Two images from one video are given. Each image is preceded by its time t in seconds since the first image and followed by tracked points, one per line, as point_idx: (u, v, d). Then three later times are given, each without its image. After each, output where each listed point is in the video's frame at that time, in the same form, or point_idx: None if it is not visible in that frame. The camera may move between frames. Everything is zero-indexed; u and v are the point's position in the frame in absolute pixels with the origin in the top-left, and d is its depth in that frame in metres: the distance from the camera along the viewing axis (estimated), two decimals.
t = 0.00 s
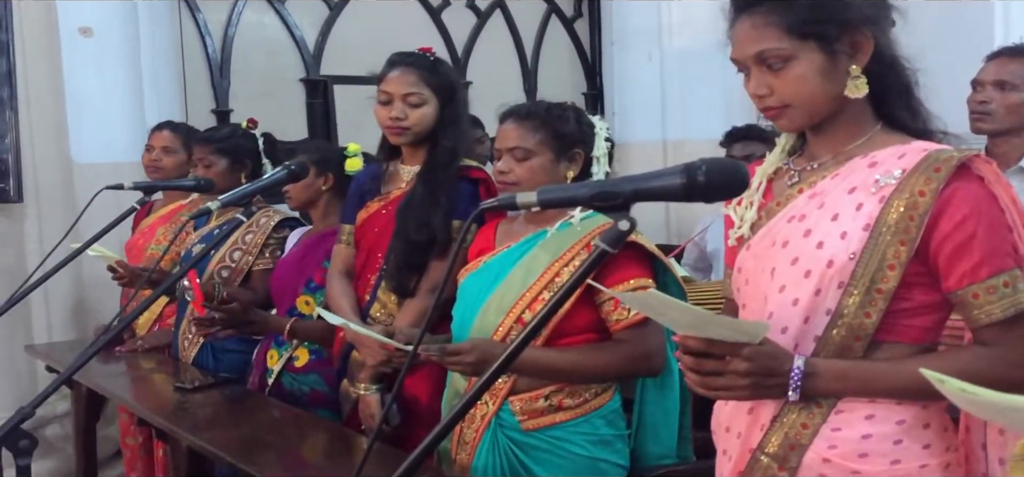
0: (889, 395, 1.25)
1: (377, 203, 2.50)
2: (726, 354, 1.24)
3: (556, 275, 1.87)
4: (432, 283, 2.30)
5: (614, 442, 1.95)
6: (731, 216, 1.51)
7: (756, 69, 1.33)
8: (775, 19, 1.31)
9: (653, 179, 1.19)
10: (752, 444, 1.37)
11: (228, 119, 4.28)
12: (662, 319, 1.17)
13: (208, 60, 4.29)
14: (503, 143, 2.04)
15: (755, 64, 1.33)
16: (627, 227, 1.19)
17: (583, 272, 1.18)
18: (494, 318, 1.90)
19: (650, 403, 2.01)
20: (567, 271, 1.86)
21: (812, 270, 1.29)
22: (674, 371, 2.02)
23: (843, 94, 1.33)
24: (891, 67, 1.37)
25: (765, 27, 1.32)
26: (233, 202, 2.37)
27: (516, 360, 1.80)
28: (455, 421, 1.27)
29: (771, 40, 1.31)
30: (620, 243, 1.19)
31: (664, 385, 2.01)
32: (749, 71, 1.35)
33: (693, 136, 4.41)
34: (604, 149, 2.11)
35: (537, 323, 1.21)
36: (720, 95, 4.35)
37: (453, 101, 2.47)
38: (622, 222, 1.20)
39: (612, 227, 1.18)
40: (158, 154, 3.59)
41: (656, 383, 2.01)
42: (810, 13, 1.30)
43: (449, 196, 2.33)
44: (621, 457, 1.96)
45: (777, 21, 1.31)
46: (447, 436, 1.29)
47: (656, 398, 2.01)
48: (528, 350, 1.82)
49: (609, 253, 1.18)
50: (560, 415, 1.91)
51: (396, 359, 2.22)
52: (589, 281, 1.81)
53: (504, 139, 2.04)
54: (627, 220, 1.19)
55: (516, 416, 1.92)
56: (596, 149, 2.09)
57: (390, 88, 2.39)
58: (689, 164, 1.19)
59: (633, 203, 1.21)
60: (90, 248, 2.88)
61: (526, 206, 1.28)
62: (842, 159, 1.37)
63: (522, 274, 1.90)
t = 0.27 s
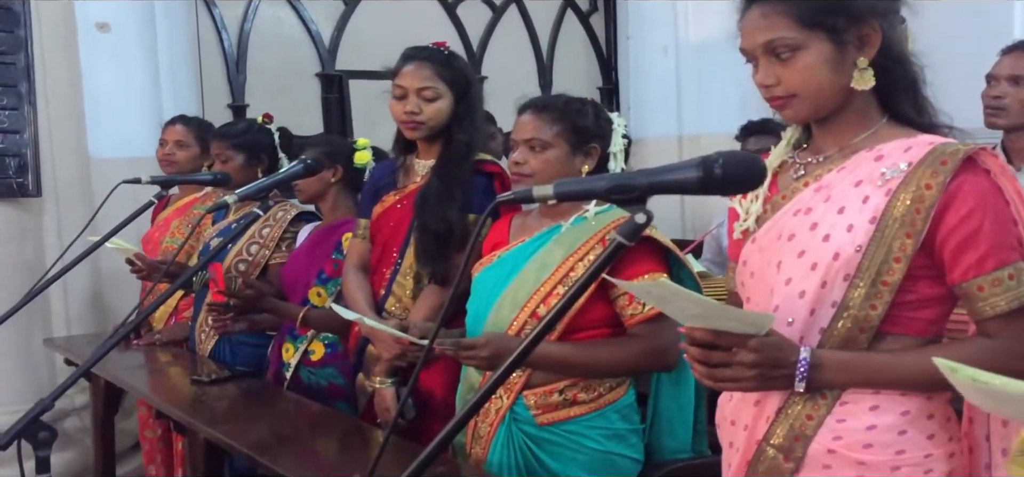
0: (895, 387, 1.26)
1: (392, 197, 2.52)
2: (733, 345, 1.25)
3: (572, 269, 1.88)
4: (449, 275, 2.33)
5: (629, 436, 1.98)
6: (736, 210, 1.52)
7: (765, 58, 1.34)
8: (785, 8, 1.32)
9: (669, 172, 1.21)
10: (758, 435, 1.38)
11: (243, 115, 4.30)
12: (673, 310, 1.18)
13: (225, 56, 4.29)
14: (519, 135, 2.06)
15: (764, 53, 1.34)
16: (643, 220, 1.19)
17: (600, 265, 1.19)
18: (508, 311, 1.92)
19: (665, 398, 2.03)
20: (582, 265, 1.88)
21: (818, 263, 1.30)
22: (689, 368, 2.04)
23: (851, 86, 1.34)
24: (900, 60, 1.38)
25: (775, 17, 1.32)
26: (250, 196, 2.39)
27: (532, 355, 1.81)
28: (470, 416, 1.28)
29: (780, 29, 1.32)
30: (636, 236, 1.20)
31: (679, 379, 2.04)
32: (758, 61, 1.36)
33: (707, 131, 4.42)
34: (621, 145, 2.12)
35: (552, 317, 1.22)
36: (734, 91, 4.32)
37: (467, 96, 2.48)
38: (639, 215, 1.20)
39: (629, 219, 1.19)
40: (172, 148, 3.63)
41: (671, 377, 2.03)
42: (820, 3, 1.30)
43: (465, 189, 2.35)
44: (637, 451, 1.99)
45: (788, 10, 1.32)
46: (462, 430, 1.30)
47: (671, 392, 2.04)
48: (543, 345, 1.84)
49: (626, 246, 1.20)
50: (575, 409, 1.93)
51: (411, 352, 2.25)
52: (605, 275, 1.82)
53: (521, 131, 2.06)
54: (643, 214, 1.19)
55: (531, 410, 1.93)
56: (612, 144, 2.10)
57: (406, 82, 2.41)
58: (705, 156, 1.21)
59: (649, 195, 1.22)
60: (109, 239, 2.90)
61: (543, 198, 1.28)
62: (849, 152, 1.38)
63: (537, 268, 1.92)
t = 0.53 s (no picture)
0: (896, 383, 1.26)
1: (402, 193, 2.53)
2: (734, 341, 1.25)
3: (581, 266, 1.89)
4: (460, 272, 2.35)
5: (638, 433, 1.98)
6: (738, 206, 1.52)
7: (769, 58, 1.35)
8: (789, 7, 1.32)
9: (681, 167, 1.22)
10: (758, 431, 1.39)
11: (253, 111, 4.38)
12: (676, 306, 1.19)
13: (235, 54, 4.37)
14: (531, 129, 2.07)
15: (767, 52, 1.35)
16: (653, 217, 1.20)
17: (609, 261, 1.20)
18: (517, 307, 1.93)
19: (674, 395, 2.04)
20: (592, 262, 1.89)
21: (821, 259, 1.30)
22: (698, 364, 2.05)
23: (854, 84, 1.35)
24: (904, 58, 1.38)
25: (778, 16, 1.33)
26: (260, 192, 2.40)
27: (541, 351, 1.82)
28: (478, 412, 1.29)
29: (783, 29, 1.32)
30: (646, 232, 1.21)
31: (687, 376, 2.04)
32: (762, 59, 1.36)
33: (717, 128, 4.29)
34: (632, 143, 2.12)
35: (561, 313, 1.23)
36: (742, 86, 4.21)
37: (477, 93, 2.49)
38: (649, 211, 1.21)
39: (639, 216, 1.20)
40: (183, 146, 3.65)
41: (680, 373, 2.03)
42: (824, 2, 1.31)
43: (475, 183, 2.36)
44: (646, 448, 1.99)
45: (791, 9, 1.32)
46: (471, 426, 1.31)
47: (680, 389, 2.04)
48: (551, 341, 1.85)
49: (636, 241, 1.21)
50: (584, 406, 1.94)
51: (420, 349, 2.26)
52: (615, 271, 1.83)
53: (533, 125, 2.07)
54: (654, 210, 1.21)
55: (539, 407, 1.94)
56: (623, 142, 2.11)
57: (415, 79, 2.41)
58: (716, 152, 1.21)
59: (659, 191, 1.23)
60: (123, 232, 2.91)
61: (552, 194, 1.29)
62: (851, 149, 1.38)
63: (547, 264, 1.93)
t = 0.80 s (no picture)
0: (902, 383, 1.26)
1: (407, 192, 2.53)
2: (739, 343, 1.25)
3: (586, 266, 1.89)
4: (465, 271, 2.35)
5: (643, 432, 1.98)
6: (741, 208, 1.52)
7: (772, 58, 1.34)
8: (792, 7, 1.32)
9: (686, 167, 1.21)
10: (763, 431, 1.39)
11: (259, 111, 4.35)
12: (681, 309, 1.19)
13: (241, 52, 4.35)
14: (538, 128, 2.07)
15: (770, 52, 1.34)
16: (659, 216, 1.20)
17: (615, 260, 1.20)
18: (522, 306, 1.93)
19: (679, 395, 2.05)
20: (596, 261, 1.89)
21: (825, 260, 1.30)
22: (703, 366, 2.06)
23: (858, 83, 1.34)
24: (907, 58, 1.38)
25: (781, 16, 1.33)
26: (266, 191, 2.41)
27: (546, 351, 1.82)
28: (482, 411, 1.29)
29: (788, 28, 1.32)
30: (651, 232, 1.21)
31: (693, 377, 2.05)
32: (765, 60, 1.36)
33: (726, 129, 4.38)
34: (639, 143, 2.11)
35: (567, 312, 1.23)
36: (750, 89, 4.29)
37: (482, 92, 2.49)
38: (654, 210, 1.21)
39: (644, 215, 1.20)
40: (192, 144, 3.66)
41: (684, 373, 2.04)
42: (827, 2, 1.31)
43: (480, 184, 2.36)
44: (650, 447, 1.99)
45: (795, 9, 1.32)
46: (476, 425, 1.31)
47: (685, 389, 2.05)
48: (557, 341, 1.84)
49: (641, 241, 1.21)
50: (588, 405, 1.93)
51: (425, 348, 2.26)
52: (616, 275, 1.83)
53: (539, 124, 2.07)
54: (659, 210, 1.21)
55: (544, 406, 1.94)
56: (629, 141, 2.10)
57: (421, 78, 2.42)
58: (721, 152, 1.21)
59: (664, 190, 1.23)
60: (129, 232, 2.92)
61: (557, 194, 1.29)
62: (854, 149, 1.38)
63: (552, 263, 1.92)
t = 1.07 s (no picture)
0: (913, 385, 1.24)
1: (410, 190, 2.52)
2: (749, 346, 1.23)
3: (590, 265, 1.87)
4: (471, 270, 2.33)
5: (648, 432, 1.97)
6: (748, 210, 1.50)
7: (782, 55, 1.32)
8: (803, 3, 1.30)
9: (689, 166, 1.20)
10: (773, 433, 1.37)
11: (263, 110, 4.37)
12: (688, 311, 1.17)
13: (246, 51, 4.36)
14: (543, 128, 2.05)
15: (780, 48, 1.32)
16: (662, 215, 1.19)
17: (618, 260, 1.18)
18: (527, 306, 1.92)
19: (684, 394, 2.03)
20: (601, 260, 1.87)
21: (836, 261, 1.28)
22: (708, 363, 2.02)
23: (870, 79, 1.32)
24: (918, 55, 1.36)
25: (793, 11, 1.31)
26: (270, 190, 2.39)
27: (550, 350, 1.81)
28: (487, 410, 1.28)
29: (799, 23, 1.30)
30: (655, 232, 1.19)
31: (698, 377, 2.02)
32: (775, 57, 1.34)
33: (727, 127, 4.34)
34: (644, 143, 2.11)
35: (572, 311, 1.22)
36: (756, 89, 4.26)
37: (488, 91, 2.48)
38: (658, 210, 1.19)
39: (648, 214, 1.18)
40: (203, 143, 3.65)
41: (689, 372, 2.01)
42: None
43: (485, 183, 2.34)
44: (654, 447, 1.97)
45: (806, 4, 1.30)
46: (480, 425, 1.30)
47: (691, 389, 2.03)
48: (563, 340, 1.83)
49: (645, 240, 1.19)
50: (592, 405, 1.92)
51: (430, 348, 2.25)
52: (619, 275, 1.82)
53: (544, 124, 2.05)
54: (663, 209, 1.19)
55: (549, 406, 1.93)
56: (634, 141, 2.09)
57: (427, 76, 2.40)
58: (725, 151, 1.20)
59: (668, 190, 1.22)
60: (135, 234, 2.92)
61: (561, 193, 1.28)
62: (864, 148, 1.36)
63: (556, 263, 1.91)
